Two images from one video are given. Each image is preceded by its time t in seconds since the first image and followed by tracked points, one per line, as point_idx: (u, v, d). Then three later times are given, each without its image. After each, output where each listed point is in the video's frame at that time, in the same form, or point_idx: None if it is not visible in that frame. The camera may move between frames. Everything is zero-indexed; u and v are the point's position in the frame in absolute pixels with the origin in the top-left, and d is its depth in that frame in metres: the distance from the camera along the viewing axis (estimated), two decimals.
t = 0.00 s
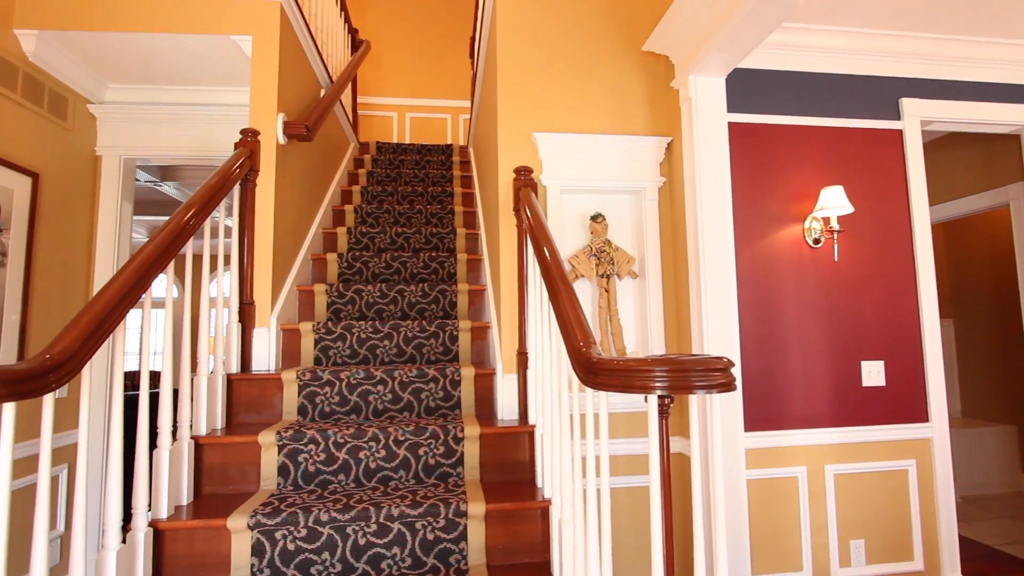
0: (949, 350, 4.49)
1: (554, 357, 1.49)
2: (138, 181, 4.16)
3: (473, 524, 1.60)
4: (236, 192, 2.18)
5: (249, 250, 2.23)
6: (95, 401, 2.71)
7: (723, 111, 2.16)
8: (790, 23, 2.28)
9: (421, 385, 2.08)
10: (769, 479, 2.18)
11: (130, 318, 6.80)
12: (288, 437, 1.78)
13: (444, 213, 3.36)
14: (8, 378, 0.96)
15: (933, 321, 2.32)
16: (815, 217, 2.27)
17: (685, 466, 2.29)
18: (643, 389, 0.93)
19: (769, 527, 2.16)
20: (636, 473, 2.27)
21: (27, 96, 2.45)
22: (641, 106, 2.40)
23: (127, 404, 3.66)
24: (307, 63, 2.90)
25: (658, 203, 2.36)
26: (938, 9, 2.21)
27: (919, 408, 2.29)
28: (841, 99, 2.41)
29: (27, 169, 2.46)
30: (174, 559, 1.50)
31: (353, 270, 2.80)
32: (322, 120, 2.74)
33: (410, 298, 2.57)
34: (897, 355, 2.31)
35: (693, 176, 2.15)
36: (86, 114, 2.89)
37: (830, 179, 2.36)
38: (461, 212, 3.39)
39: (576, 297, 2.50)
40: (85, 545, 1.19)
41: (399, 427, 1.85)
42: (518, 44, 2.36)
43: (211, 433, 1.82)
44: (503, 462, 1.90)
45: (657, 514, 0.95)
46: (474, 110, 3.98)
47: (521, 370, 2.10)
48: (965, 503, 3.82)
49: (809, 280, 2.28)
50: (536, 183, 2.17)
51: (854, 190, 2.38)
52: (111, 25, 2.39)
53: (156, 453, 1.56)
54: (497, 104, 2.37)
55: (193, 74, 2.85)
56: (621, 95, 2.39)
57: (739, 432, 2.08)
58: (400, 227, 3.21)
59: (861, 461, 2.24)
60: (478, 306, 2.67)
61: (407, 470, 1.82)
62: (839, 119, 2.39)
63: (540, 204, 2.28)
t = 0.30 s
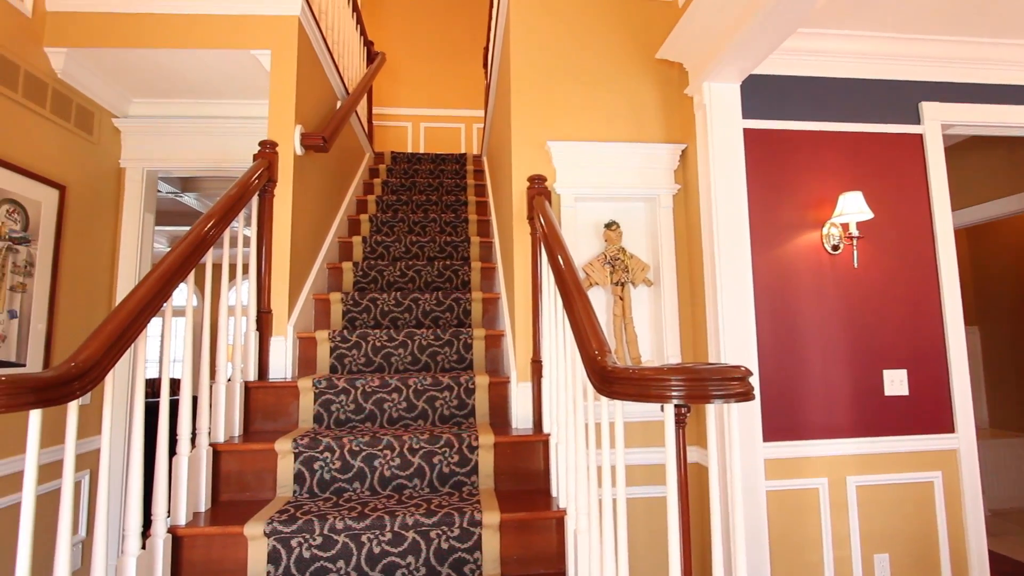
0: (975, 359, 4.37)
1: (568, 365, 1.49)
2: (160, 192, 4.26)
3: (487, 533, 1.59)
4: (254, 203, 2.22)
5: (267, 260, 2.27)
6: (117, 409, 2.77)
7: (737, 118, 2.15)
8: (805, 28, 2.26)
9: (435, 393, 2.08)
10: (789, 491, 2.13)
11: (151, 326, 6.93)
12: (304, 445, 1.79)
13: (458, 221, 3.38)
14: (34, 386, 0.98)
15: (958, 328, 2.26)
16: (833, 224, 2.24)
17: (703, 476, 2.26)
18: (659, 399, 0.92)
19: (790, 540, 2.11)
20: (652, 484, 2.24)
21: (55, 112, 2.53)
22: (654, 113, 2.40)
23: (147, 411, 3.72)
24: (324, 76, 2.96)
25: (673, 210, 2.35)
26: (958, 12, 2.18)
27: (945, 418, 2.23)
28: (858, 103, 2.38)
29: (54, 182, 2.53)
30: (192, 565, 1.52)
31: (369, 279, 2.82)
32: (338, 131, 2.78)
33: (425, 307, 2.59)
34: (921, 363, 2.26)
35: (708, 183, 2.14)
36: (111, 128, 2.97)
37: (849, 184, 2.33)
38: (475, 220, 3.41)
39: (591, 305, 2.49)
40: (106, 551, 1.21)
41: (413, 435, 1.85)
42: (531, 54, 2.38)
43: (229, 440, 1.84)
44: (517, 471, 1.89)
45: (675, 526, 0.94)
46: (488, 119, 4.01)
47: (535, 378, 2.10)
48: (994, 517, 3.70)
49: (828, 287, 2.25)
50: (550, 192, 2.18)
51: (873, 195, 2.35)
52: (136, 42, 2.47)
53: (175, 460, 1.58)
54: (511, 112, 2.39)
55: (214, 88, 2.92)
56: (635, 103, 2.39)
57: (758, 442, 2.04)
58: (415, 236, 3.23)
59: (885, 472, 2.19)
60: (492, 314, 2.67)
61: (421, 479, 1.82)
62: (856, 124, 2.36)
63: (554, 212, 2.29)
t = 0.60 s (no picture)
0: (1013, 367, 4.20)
1: (589, 373, 1.47)
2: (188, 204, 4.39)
3: (508, 543, 1.58)
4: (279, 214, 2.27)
5: (291, 269, 2.31)
6: (146, 416, 2.84)
7: (759, 123, 2.12)
8: (827, 31, 2.23)
9: (455, 402, 2.09)
10: (818, 503, 2.07)
11: (179, 334, 7.12)
12: (327, 452, 1.81)
13: (477, 230, 3.40)
14: (71, 393, 1.01)
15: (993, 336, 2.18)
16: (860, 229, 2.19)
17: (728, 487, 2.21)
18: (683, 408, 0.91)
19: (820, 554, 2.05)
20: (675, 495, 2.20)
21: (91, 128, 2.64)
22: (674, 120, 2.39)
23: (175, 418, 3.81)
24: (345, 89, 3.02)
25: (694, 217, 2.33)
26: (987, 10, 2.13)
27: (982, 429, 2.15)
28: (884, 106, 2.33)
29: (88, 196, 2.63)
30: (217, 571, 1.54)
31: (389, 288, 2.86)
32: (360, 142, 2.83)
33: (444, 315, 2.60)
34: (955, 372, 2.18)
35: (729, 189, 2.11)
36: (143, 143, 3.07)
37: (875, 189, 2.27)
38: (494, 229, 3.43)
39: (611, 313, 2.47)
40: (136, 555, 1.24)
41: (434, 444, 1.85)
42: (548, 62, 2.40)
43: (253, 447, 1.87)
44: (538, 481, 1.88)
45: (700, 539, 0.92)
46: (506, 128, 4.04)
47: (555, 387, 2.08)
48: None
49: (856, 294, 2.19)
50: (569, 200, 2.18)
51: (902, 199, 2.29)
52: (167, 59, 2.56)
53: (201, 466, 1.62)
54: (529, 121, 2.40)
55: (240, 103, 3.00)
56: (654, 109, 2.38)
57: (784, 453, 1.99)
58: (434, 245, 3.26)
59: (919, 485, 2.12)
60: (511, 322, 2.67)
61: (442, 487, 1.82)
62: (882, 127, 2.31)
63: (573, 220, 2.28)
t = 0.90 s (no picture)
0: None
1: (607, 380, 1.46)
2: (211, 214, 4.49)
3: (526, 552, 1.57)
4: (299, 224, 2.31)
5: (311, 278, 2.35)
6: (170, 421, 2.90)
7: (778, 127, 2.10)
8: (847, 33, 2.21)
9: (472, 409, 2.09)
10: (844, 515, 2.02)
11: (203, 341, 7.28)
12: (345, 459, 1.82)
13: (494, 237, 3.42)
14: (100, 400, 1.04)
15: None
16: (885, 233, 2.14)
17: (750, 497, 2.17)
18: (703, 417, 0.90)
19: (847, 567, 2.00)
20: (696, 504, 2.16)
21: (119, 142, 2.72)
22: (690, 125, 2.37)
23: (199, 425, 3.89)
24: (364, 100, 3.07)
25: (712, 222, 2.30)
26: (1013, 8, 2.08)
27: (1016, 439, 2.08)
28: (908, 108, 2.29)
29: (116, 207, 2.70)
30: None
31: (407, 295, 2.88)
32: (377, 151, 2.87)
33: (461, 322, 2.61)
34: (987, 379, 2.12)
35: (748, 194, 2.09)
36: (168, 155, 3.16)
37: (900, 192, 2.23)
38: (510, 236, 3.44)
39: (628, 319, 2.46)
40: (159, 560, 1.26)
41: (451, 451, 1.85)
42: (564, 70, 2.40)
43: (274, 453, 1.90)
44: (556, 489, 1.86)
45: (722, 550, 0.90)
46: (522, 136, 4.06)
47: (572, 394, 2.07)
48: None
49: (881, 299, 2.14)
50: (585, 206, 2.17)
51: (927, 203, 2.24)
52: (192, 74, 2.63)
53: (223, 472, 1.64)
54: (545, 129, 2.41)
55: (262, 115, 3.07)
56: (671, 115, 2.37)
57: (809, 463, 1.95)
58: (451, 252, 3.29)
59: (951, 497, 2.06)
60: (528, 329, 2.67)
61: (459, 495, 1.82)
62: (906, 129, 2.26)
63: (589, 227, 2.28)
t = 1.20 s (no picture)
0: None
1: (623, 386, 1.45)
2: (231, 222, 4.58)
3: (543, 560, 1.56)
4: (317, 231, 2.34)
5: (328, 284, 2.38)
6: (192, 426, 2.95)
7: (796, 130, 2.07)
8: (866, 34, 2.18)
9: (488, 415, 2.09)
10: (869, 525, 1.97)
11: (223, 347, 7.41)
12: (362, 464, 1.83)
13: (508, 243, 3.43)
14: (125, 406, 1.06)
15: None
16: (908, 236, 2.10)
17: (771, 505, 2.13)
18: (723, 423, 0.88)
19: None
20: (715, 512, 2.13)
21: (142, 152, 2.79)
22: (707, 129, 2.35)
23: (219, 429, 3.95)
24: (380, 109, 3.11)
25: (729, 226, 2.28)
26: None
27: None
28: (930, 108, 2.25)
29: (140, 216, 2.77)
30: None
31: (422, 301, 2.90)
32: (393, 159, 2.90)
33: (477, 328, 2.61)
34: (1017, 386, 2.06)
35: (766, 197, 2.06)
36: (190, 165, 3.23)
37: (923, 194, 2.18)
38: (525, 241, 3.44)
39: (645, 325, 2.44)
40: (181, 563, 1.28)
41: (468, 457, 1.85)
42: (578, 76, 2.41)
43: (292, 458, 1.92)
44: (573, 496, 1.85)
45: (743, 559, 0.89)
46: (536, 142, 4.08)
47: (589, 400, 2.05)
48: None
49: (905, 304, 2.09)
50: (601, 211, 2.16)
51: (952, 205, 2.19)
52: (213, 86, 2.69)
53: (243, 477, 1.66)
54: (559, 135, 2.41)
55: (280, 125, 3.13)
56: (686, 119, 2.36)
57: (832, 471, 1.90)
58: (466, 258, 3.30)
59: (980, 507, 2.00)
60: (543, 335, 2.66)
61: (475, 501, 1.82)
62: (929, 130, 2.22)
63: (605, 232, 2.27)
